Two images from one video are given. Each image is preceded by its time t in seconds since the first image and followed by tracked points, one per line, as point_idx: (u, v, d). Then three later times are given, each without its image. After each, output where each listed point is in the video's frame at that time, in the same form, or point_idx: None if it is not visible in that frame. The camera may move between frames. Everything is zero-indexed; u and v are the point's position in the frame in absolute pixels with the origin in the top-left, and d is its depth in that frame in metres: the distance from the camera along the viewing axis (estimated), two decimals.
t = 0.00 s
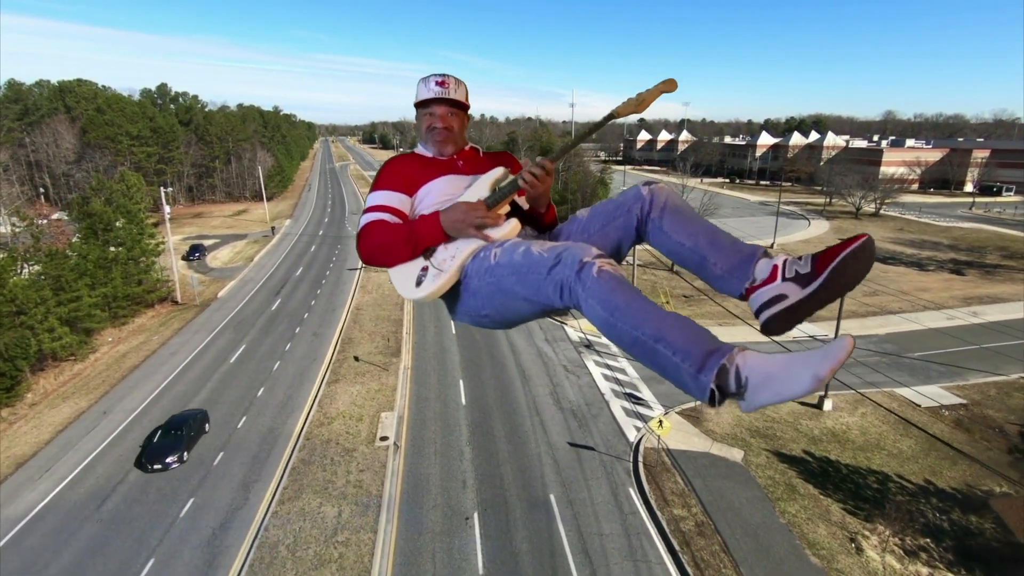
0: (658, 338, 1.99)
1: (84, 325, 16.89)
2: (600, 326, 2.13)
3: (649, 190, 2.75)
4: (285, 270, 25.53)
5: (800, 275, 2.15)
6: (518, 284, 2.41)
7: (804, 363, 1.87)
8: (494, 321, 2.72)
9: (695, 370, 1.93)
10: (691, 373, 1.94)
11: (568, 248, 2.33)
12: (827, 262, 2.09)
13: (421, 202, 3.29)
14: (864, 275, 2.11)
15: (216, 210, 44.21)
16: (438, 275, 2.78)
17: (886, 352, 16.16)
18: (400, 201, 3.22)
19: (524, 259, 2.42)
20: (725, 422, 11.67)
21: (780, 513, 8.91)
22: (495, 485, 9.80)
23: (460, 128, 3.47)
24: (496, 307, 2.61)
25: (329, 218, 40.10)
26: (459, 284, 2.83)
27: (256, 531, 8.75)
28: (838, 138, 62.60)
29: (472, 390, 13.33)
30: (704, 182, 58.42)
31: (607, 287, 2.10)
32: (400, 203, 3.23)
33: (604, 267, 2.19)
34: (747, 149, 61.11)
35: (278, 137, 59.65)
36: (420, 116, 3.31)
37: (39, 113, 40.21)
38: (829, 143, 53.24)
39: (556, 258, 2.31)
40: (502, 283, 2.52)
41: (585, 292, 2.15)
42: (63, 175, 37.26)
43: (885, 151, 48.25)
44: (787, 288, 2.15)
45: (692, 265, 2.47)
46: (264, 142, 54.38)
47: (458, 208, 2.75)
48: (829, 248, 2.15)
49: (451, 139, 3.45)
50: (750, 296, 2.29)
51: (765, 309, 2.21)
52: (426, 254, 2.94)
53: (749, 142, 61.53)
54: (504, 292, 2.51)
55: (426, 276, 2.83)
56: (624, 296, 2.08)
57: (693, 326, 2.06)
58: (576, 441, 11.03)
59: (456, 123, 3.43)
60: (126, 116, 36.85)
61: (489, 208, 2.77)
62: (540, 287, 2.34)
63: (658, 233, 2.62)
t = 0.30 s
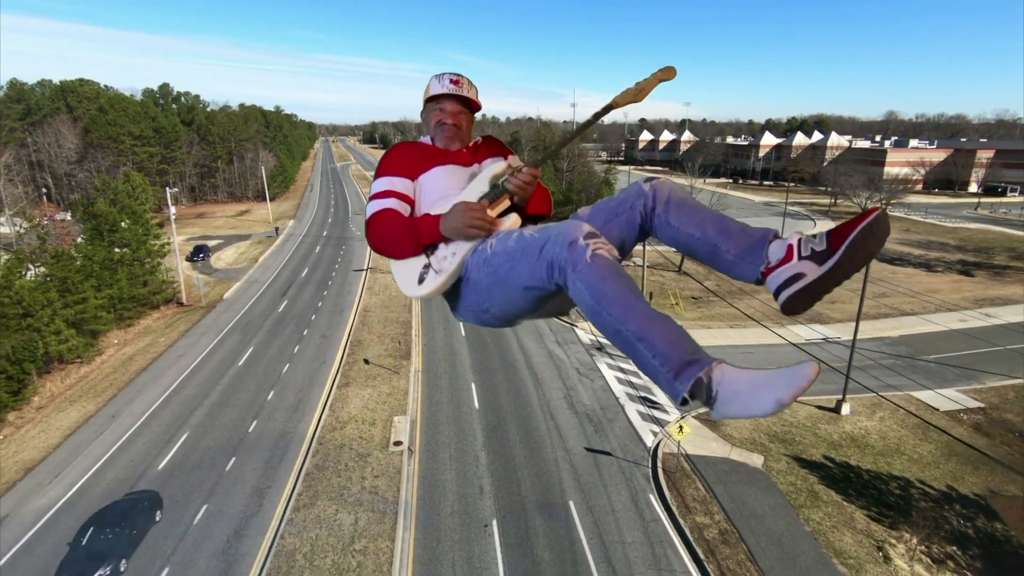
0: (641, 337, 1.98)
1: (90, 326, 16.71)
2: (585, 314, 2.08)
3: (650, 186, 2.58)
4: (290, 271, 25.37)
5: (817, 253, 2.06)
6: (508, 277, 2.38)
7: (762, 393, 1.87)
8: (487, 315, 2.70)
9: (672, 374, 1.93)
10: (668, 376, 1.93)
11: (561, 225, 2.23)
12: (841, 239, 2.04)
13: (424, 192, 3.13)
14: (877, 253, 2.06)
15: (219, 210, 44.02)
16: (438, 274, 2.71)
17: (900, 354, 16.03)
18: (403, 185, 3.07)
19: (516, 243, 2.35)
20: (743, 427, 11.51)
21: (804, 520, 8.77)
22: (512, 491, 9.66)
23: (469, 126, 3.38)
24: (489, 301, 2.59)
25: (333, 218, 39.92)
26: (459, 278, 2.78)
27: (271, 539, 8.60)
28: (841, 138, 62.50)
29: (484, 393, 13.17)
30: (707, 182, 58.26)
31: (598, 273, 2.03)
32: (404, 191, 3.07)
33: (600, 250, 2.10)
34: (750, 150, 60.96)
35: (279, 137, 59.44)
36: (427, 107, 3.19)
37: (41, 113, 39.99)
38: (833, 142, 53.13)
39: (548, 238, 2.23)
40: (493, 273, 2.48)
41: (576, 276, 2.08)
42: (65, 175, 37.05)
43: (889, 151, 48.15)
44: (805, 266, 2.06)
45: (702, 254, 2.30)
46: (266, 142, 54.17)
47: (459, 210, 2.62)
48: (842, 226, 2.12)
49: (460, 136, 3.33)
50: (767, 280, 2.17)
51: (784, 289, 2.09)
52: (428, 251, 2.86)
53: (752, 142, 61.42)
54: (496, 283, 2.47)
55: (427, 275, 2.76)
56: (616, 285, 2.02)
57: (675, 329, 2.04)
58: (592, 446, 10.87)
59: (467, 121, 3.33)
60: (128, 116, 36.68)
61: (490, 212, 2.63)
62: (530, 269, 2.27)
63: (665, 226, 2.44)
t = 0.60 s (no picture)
0: (627, 308, 1.91)
1: (99, 329, 16.56)
2: (574, 287, 2.01)
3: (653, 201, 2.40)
4: (297, 272, 25.22)
5: (851, 200, 2.01)
6: (503, 257, 2.35)
7: (737, 384, 1.87)
8: (485, 309, 2.65)
9: (654, 346, 1.88)
10: (651, 349, 1.89)
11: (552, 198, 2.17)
12: (863, 180, 2.03)
13: (421, 192, 3.05)
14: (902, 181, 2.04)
15: (222, 211, 43.85)
16: (435, 275, 2.71)
17: (916, 357, 15.88)
18: (402, 188, 2.99)
19: (509, 225, 2.33)
20: (765, 432, 11.37)
21: (833, 528, 8.62)
22: (535, 498, 9.51)
23: (471, 128, 3.25)
24: (485, 290, 2.54)
25: (337, 219, 39.75)
26: (456, 281, 2.78)
27: (292, 548, 8.45)
28: (845, 138, 62.39)
29: (500, 398, 13.02)
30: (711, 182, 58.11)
31: (588, 241, 1.97)
32: (401, 191, 3.02)
33: (591, 219, 2.04)
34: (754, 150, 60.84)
35: (282, 138, 59.27)
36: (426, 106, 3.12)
37: (45, 113, 39.80)
38: (837, 142, 52.97)
39: (540, 212, 2.19)
40: (491, 259, 2.45)
41: (564, 245, 2.02)
42: (68, 175, 36.85)
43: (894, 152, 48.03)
44: (846, 218, 1.99)
45: (735, 253, 2.19)
46: (269, 141, 54.00)
47: (451, 211, 2.60)
48: (856, 169, 2.10)
49: (462, 137, 3.22)
50: (816, 248, 2.07)
51: (842, 245, 1.98)
52: (425, 251, 2.87)
53: (755, 142, 61.29)
54: (492, 266, 2.43)
55: (425, 276, 2.77)
56: (605, 254, 1.95)
57: (663, 304, 1.98)
58: (614, 452, 10.72)
59: (469, 122, 3.21)
60: (132, 116, 36.52)
61: (483, 210, 2.61)
62: (522, 246, 2.24)
63: (681, 239, 2.29)
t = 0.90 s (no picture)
0: (635, 283, 1.86)
1: (108, 332, 16.40)
2: (579, 274, 1.93)
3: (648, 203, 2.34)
4: (303, 273, 25.08)
5: (848, 210, 1.96)
6: (503, 251, 2.26)
7: (753, 344, 1.82)
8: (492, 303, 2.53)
9: (665, 321, 1.82)
10: (664, 322, 1.82)
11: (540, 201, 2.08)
12: (859, 187, 1.98)
13: (421, 193, 2.94)
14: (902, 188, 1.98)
15: (225, 211, 43.66)
16: (435, 274, 2.65)
17: (933, 359, 15.75)
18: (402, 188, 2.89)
19: (507, 221, 2.26)
20: (786, 436, 11.26)
21: (863, 535, 8.50)
22: (557, 504, 9.38)
23: (471, 128, 3.11)
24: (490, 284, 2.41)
25: (341, 220, 39.58)
26: (457, 281, 2.71)
27: (313, 555, 8.32)
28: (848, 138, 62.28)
29: (516, 401, 12.89)
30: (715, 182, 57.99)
31: (590, 226, 1.91)
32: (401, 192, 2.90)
33: (588, 207, 1.97)
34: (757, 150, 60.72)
35: (284, 139, 59.03)
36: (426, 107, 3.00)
37: (47, 113, 39.58)
38: (841, 142, 52.80)
39: (538, 207, 2.10)
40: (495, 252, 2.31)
41: (567, 234, 1.94)
42: (71, 175, 36.64)
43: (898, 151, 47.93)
44: (842, 228, 1.95)
45: (730, 259, 2.14)
46: (271, 142, 53.80)
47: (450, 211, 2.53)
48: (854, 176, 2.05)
49: (462, 138, 3.09)
50: (810, 258, 2.01)
51: (837, 254, 1.94)
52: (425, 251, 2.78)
53: (759, 142, 61.16)
54: (491, 262, 2.35)
55: (425, 273, 2.70)
56: (608, 236, 1.90)
57: (667, 278, 1.92)
58: (634, 456, 10.59)
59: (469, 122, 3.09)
60: (136, 116, 36.34)
61: (482, 210, 2.57)
62: (522, 240, 2.14)
63: (680, 243, 2.21)
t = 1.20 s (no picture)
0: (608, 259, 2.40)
1: (118, 334, 16.18)
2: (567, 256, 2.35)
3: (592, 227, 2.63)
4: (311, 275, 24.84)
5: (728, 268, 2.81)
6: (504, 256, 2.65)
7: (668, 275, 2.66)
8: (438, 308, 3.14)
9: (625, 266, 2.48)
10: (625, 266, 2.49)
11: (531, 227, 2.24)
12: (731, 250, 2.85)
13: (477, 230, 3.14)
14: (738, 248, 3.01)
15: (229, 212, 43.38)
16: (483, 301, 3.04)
17: (955, 362, 15.54)
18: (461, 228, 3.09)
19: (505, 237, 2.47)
20: (814, 441, 11.05)
21: (902, 546, 8.29)
22: (586, 512, 9.17)
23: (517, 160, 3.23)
24: (431, 287, 3.08)
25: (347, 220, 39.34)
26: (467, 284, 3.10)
27: (339, 567, 8.10)
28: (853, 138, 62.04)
29: (536, 405, 12.69)
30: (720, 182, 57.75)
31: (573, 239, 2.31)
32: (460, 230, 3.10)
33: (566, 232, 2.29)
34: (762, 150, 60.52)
35: (287, 139, 58.71)
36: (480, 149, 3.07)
37: (51, 113, 39.34)
38: (847, 142, 52.56)
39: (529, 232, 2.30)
40: (417, 267, 3.13)
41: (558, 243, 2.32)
42: (75, 176, 36.38)
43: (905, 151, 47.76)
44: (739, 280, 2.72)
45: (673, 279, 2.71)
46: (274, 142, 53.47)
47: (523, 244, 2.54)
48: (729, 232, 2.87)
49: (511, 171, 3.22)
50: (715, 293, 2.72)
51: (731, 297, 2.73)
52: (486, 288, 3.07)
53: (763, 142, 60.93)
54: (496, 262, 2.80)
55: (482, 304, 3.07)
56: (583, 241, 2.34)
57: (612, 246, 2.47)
58: (661, 463, 10.39)
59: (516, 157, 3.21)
60: (140, 117, 36.10)
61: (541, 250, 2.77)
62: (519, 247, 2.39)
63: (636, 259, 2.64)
